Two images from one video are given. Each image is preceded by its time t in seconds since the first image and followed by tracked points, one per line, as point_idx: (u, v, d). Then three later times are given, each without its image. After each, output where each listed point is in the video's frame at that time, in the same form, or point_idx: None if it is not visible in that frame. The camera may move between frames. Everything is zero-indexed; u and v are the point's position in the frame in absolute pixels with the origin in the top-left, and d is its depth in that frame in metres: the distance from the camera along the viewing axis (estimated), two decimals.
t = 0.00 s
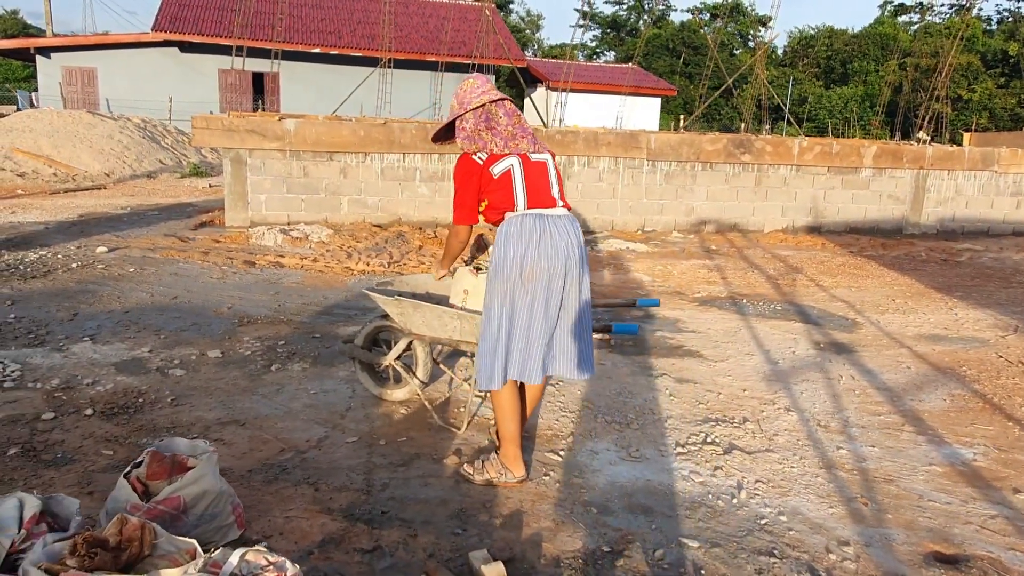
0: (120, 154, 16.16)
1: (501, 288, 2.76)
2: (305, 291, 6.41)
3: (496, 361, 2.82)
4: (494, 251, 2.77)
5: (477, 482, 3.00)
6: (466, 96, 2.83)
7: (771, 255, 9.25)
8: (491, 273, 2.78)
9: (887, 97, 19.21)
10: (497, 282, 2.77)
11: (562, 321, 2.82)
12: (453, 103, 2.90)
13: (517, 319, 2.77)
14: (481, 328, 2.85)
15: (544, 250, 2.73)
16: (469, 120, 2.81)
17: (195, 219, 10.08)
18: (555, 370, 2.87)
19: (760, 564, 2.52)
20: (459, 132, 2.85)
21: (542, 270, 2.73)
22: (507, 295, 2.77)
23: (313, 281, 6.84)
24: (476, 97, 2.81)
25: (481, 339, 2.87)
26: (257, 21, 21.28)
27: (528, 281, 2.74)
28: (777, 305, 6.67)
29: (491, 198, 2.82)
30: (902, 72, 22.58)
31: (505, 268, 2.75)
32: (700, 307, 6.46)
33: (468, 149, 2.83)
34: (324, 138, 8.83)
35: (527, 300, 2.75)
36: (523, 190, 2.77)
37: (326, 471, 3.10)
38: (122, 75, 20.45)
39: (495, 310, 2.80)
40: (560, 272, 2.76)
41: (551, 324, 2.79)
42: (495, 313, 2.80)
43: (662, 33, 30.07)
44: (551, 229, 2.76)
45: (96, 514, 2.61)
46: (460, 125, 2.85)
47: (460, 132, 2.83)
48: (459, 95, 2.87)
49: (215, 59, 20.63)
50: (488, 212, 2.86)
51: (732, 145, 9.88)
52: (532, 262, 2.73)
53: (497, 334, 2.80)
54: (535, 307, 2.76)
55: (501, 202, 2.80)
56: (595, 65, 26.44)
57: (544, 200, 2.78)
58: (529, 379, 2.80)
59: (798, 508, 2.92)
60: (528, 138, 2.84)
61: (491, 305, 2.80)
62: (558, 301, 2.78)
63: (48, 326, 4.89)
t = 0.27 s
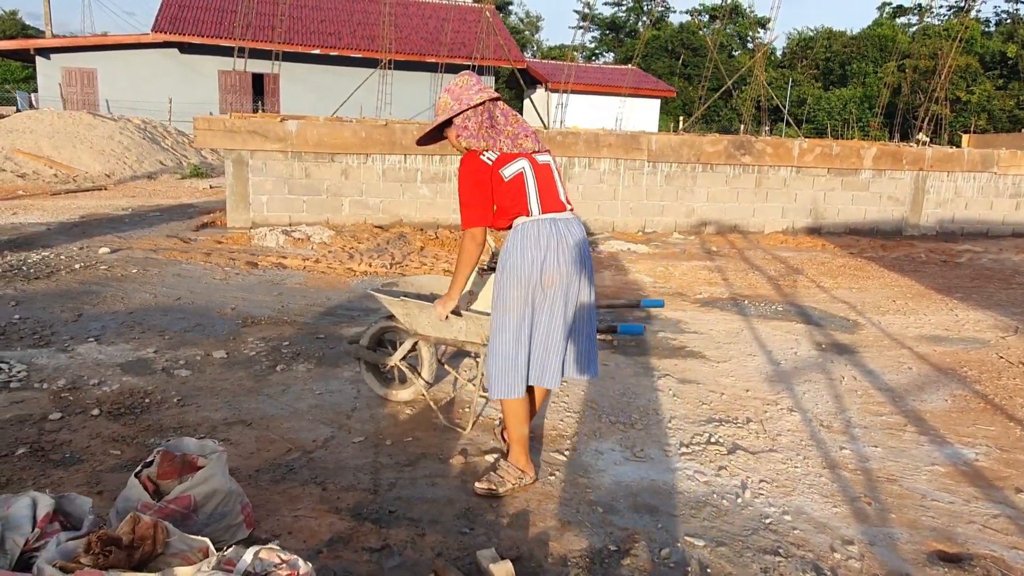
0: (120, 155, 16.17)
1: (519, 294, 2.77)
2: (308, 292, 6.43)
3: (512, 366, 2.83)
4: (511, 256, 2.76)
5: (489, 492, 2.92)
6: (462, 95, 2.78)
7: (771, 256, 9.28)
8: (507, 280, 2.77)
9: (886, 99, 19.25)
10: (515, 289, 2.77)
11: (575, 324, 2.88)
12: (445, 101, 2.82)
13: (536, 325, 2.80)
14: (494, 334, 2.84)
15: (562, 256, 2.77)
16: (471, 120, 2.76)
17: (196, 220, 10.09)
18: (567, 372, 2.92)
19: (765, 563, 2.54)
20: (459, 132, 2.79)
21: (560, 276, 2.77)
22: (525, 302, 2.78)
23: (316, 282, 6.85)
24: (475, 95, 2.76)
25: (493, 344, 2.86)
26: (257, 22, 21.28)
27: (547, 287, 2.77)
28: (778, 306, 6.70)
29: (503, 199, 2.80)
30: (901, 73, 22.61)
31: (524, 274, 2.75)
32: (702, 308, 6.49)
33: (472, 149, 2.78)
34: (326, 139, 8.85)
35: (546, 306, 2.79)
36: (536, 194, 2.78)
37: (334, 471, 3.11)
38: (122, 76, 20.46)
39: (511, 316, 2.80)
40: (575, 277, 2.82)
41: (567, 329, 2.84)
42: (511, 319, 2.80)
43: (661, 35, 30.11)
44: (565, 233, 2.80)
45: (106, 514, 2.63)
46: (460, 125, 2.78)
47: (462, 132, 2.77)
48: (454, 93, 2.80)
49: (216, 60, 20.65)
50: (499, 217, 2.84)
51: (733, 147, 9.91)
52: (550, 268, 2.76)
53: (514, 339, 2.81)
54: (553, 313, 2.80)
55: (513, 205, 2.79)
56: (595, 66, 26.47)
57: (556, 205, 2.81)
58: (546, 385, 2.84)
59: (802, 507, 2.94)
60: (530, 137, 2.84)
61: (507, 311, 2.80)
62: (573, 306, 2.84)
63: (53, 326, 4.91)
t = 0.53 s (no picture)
0: (122, 156, 16.21)
1: (534, 304, 2.79)
2: (311, 293, 6.47)
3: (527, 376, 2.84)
4: (524, 268, 2.77)
5: (495, 492, 2.95)
6: (459, 90, 2.63)
7: (771, 258, 9.31)
8: (521, 290, 2.78)
9: (887, 101, 19.28)
10: (528, 299, 2.78)
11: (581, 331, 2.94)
12: (438, 97, 2.63)
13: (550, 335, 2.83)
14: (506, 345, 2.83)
15: (572, 265, 2.83)
16: (476, 120, 2.63)
17: (199, 221, 10.13)
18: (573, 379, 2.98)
19: (766, 561, 2.58)
20: (462, 131, 2.64)
21: (571, 284, 2.83)
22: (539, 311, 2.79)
23: (318, 283, 6.89)
24: (474, 92, 2.62)
25: (505, 356, 2.85)
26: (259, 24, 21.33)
27: (559, 296, 2.82)
28: (779, 308, 6.74)
29: (517, 207, 2.75)
30: (901, 75, 22.65)
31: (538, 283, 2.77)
32: (702, 310, 6.52)
33: (481, 147, 2.64)
34: (328, 141, 8.89)
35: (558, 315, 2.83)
36: (546, 200, 2.80)
37: (339, 470, 3.15)
38: (124, 77, 20.51)
39: (525, 327, 2.81)
40: (581, 285, 2.89)
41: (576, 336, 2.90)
42: (524, 330, 2.81)
43: (662, 36, 30.16)
44: (571, 242, 2.86)
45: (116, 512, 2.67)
46: (462, 124, 2.64)
47: (468, 131, 2.63)
48: (447, 89, 2.62)
49: (217, 61, 20.69)
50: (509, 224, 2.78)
51: (733, 149, 9.95)
52: (562, 277, 2.81)
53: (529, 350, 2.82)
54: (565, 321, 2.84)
55: (527, 211, 2.77)
56: (595, 68, 26.52)
57: (561, 213, 2.86)
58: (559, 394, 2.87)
59: (802, 507, 2.98)
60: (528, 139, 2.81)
61: (520, 322, 2.80)
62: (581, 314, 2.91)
63: (58, 327, 4.94)
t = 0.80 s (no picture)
0: (126, 157, 16.29)
1: (552, 307, 2.83)
2: (315, 293, 6.54)
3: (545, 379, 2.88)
4: (542, 272, 2.80)
5: (498, 488, 3.00)
6: (462, 85, 2.66)
7: (772, 258, 9.37)
8: (542, 294, 2.81)
9: (888, 102, 19.31)
10: (548, 303, 2.82)
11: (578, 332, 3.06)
12: (442, 88, 2.63)
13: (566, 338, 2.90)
14: (528, 351, 2.83)
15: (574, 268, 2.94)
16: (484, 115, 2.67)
17: (203, 222, 10.20)
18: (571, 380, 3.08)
19: (763, 554, 2.64)
20: (474, 126, 2.66)
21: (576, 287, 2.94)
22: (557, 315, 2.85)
23: (322, 283, 6.95)
24: (479, 88, 2.67)
25: (525, 362, 2.85)
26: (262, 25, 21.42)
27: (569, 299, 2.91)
28: (779, 308, 6.79)
29: (531, 206, 2.80)
30: (903, 76, 22.67)
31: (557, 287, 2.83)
32: (703, 310, 6.58)
33: (496, 143, 2.67)
34: (331, 142, 8.95)
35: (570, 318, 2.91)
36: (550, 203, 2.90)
37: (345, 466, 3.22)
38: (127, 78, 20.59)
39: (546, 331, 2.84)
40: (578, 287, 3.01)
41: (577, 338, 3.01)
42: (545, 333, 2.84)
43: (663, 37, 30.21)
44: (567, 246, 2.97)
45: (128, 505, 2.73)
46: (471, 119, 2.66)
47: (481, 126, 2.66)
48: (452, 81, 2.65)
49: (220, 63, 20.77)
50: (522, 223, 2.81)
51: (734, 150, 10.01)
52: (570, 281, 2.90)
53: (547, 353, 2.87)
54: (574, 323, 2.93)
55: (538, 212, 2.84)
56: (597, 69, 26.58)
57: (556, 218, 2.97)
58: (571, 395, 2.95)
59: (800, 502, 3.04)
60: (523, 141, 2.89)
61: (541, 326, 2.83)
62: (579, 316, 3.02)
63: (66, 326, 5.01)
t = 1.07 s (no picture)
0: (139, 156, 16.46)
1: (545, 307, 2.84)
2: (327, 290, 6.62)
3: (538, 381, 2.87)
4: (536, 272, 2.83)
5: (512, 479, 3.07)
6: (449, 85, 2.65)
7: (781, 256, 9.39)
8: (533, 294, 2.82)
9: (898, 100, 19.26)
10: (540, 304, 2.84)
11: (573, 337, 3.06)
12: (429, 88, 2.62)
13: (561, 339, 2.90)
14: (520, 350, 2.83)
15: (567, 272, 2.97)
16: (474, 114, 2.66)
17: (216, 220, 10.31)
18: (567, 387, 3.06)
19: (769, 543, 2.69)
20: (463, 125, 2.64)
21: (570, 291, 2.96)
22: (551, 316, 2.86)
23: (334, 280, 7.04)
24: (467, 89, 2.67)
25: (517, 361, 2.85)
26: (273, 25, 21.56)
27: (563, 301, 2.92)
28: (787, 305, 6.83)
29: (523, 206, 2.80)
30: (914, 74, 22.60)
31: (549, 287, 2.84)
32: (711, 307, 6.63)
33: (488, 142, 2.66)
34: (342, 141, 9.04)
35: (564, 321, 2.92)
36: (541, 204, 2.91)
37: (359, 457, 3.29)
38: (139, 78, 20.78)
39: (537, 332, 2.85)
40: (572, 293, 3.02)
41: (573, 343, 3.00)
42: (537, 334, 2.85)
43: (672, 36, 30.20)
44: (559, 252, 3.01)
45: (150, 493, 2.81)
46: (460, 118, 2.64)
47: (472, 125, 2.64)
48: (439, 81, 2.63)
49: (231, 63, 20.92)
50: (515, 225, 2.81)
51: (743, 148, 10.04)
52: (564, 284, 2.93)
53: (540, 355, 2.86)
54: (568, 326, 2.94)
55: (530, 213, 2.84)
56: (606, 68, 26.60)
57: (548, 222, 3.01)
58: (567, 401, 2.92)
59: (805, 493, 3.09)
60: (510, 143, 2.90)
61: (532, 327, 2.84)
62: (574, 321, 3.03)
63: (85, 321, 5.11)
